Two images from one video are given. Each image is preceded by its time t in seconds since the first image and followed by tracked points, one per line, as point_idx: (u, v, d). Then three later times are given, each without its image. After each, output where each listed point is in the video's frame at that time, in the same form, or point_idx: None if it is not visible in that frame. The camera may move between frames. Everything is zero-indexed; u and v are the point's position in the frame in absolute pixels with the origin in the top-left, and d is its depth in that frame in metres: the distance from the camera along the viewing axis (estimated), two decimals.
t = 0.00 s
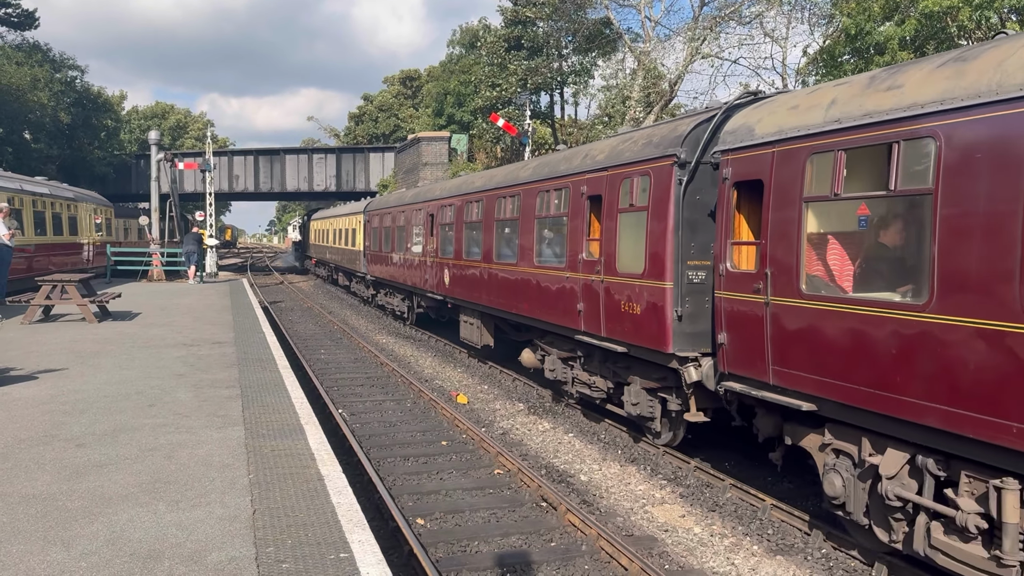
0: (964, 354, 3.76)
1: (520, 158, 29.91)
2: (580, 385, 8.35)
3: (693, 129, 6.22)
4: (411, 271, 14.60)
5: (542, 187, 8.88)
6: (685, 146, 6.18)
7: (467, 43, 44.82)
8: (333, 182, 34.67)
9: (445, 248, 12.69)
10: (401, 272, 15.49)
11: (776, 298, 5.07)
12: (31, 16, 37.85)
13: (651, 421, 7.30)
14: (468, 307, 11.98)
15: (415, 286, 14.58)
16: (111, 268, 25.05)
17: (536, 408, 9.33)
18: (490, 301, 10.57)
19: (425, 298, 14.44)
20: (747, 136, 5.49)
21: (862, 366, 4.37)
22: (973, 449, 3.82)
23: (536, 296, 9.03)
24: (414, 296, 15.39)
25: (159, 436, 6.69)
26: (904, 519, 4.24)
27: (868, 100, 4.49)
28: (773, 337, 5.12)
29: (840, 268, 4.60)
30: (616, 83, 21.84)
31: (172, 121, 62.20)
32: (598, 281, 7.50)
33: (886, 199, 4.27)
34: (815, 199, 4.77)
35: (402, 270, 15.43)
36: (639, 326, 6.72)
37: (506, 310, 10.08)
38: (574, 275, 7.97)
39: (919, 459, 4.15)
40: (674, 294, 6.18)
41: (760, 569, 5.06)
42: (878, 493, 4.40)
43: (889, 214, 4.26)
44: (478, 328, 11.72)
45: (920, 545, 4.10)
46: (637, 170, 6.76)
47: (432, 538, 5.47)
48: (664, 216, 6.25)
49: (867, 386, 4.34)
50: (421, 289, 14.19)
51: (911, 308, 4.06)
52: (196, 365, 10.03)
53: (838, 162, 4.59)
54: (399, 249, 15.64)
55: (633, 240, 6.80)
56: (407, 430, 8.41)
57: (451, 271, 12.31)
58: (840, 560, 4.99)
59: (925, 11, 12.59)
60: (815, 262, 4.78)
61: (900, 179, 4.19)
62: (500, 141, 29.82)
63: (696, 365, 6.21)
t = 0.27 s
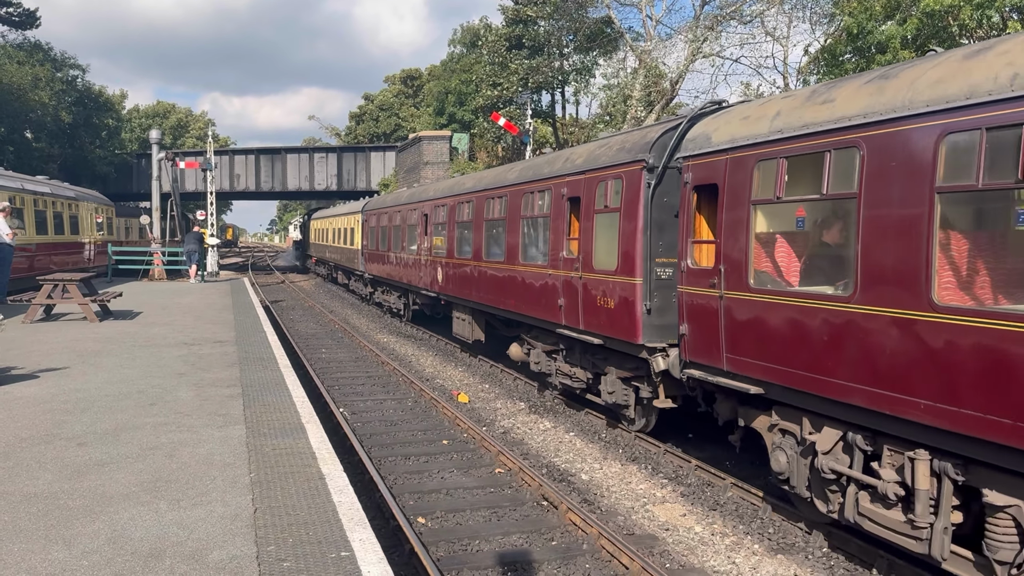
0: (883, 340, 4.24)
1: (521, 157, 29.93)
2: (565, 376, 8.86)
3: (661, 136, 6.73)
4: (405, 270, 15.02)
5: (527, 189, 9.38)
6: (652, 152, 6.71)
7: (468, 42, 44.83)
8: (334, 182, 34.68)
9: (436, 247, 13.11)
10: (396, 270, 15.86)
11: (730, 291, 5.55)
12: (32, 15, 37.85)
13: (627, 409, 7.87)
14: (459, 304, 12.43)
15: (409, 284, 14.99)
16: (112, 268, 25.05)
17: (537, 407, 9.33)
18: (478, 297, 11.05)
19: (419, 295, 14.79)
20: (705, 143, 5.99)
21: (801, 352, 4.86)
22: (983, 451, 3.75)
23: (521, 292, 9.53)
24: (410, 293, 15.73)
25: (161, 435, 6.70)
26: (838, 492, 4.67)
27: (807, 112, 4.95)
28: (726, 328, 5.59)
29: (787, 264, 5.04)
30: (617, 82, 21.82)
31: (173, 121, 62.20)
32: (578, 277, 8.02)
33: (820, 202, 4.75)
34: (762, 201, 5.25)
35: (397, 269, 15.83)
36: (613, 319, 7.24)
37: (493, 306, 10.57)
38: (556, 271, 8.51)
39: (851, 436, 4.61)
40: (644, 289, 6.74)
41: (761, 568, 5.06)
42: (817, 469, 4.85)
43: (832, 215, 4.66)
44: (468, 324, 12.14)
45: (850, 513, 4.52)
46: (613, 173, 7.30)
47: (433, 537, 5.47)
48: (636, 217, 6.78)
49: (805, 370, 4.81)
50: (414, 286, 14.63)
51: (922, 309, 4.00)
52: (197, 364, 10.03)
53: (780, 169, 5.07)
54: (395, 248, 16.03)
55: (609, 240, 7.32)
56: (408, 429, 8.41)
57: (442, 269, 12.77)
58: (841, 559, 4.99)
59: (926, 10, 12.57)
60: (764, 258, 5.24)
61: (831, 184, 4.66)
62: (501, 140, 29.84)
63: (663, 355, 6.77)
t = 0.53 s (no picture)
0: (817, 328, 4.76)
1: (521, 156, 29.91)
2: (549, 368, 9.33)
3: (633, 142, 7.26)
4: (403, 268, 15.52)
5: (514, 192, 9.92)
6: (625, 158, 7.28)
7: (469, 42, 44.80)
8: (335, 181, 34.67)
9: (430, 246, 13.62)
10: (394, 269, 16.29)
11: (689, 286, 6.05)
12: (33, 15, 37.88)
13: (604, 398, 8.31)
14: (452, 301, 12.91)
15: (406, 282, 15.44)
16: (113, 267, 25.04)
17: (537, 406, 9.32)
18: (469, 294, 11.60)
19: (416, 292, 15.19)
20: (670, 150, 6.49)
21: (748, 340, 5.39)
22: (994, 453, 3.76)
23: (507, 289, 10.07)
24: (409, 291, 16.10)
25: (161, 434, 6.70)
26: (783, 468, 5.25)
27: (755, 123, 5.45)
28: (686, 319, 6.10)
29: (742, 262, 5.51)
30: (618, 81, 21.80)
31: (174, 120, 62.20)
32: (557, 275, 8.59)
33: (765, 205, 5.26)
34: (716, 203, 5.76)
35: (395, 267, 16.30)
36: (589, 313, 7.77)
37: (482, 302, 11.10)
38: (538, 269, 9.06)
39: (791, 417, 5.17)
40: (617, 285, 7.28)
41: (761, 567, 5.06)
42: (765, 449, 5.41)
43: (775, 217, 5.18)
44: (460, 321, 12.62)
45: (792, 487, 5.07)
46: (589, 178, 7.85)
47: (434, 536, 5.47)
48: (610, 218, 7.32)
49: (753, 357, 5.32)
50: (411, 284, 15.13)
51: (931, 308, 3.97)
52: (198, 363, 10.04)
53: (732, 174, 5.58)
54: (393, 248, 16.49)
55: (586, 239, 7.86)
56: (408, 429, 8.40)
57: (436, 268, 13.30)
58: (841, 558, 5.00)
59: (928, 9, 12.55)
60: (721, 256, 5.72)
61: (774, 188, 5.17)
62: (502, 139, 29.84)
63: (635, 346, 7.29)
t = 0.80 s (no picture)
0: (762, 318, 5.25)
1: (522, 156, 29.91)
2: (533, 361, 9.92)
3: (607, 148, 7.78)
4: (398, 266, 15.96)
5: (502, 193, 10.44)
6: (600, 162, 7.82)
7: (470, 42, 44.78)
8: (336, 181, 34.67)
9: (424, 245, 14.06)
10: (391, 267, 16.64)
11: (655, 281, 6.54)
12: (34, 15, 37.89)
13: (583, 388, 8.90)
14: (445, 298, 13.37)
15: (401, 280, 15.80)
16: (114, 267, 25.03)
17: (538, 407, 9.33)
18: (460, 291, 12.11)
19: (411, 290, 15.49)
20: (638, 155, 6.98)
21: (704, 330, 5.89)
22: (992, 452, 3.74)
23: (496, 286, 10.61)
24: (405, 290, 16.37)
25: (162, 434, 6.71)
26: (736, 448, 5.69)
27: (711, 133, 5.93)
28: (653, 312, 6.61)
29: (704, 260, 5.94)
30: (618, 81, 21.79)
31: (175, 120, 62.19)
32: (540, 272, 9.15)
33: (720, 207, 5.73)
34: (677, 205, 6.25)
35: (390, 266, 16.70)
36: (568, 308, 8.33)
37: (473, 298, 11.61)
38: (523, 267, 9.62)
39: (742, 401, 5.66)
40: (593, 282, 7.83)
41: (761, 567, 5.07)
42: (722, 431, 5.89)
43: (726, 217, 5.68)
44: (454, 317, 13.07)
45: (744, 465, 5.56)
46: (569, 181, 8.40)
47: (435, 536, 5.48)
48: (587, 220, 7.86)
49: (709, 347, 5.80)
50: (405, 282, 15.56)
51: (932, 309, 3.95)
52: (199, 363, 10.04)
53: (691, 179, 6.08)
54: (389, 246, 16.87)
55: (567, 239, 8.40)
56: (409, 428, 8.40)
57: (428, 266, 13.78)
58: (841, 558, 4.99)
59: (929, 9, 12.55)
60: (683, 254, 6.19)
61: (725, 192, 5.66)
62: (503, 139, 29.85)
63: (610, 338, 7.86)
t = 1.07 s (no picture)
0: (715, 312, 5.77)
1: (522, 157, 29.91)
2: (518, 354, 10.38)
3: (586, 153, 8.25)
4: (392, 265, 16.22)
5: (489, 195, 10.82)
6: (578, 167, 8.29)
7: (470, 42, 44.77)
8: (336, 181, 34.66)
9: (417, 245, 14.35)
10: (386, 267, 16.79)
11: (627, 278, 7.05)
12: (34, 15, 37.90)
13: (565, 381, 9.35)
14: (437, 296, 13.68)
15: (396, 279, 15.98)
16: (114, 267, 25.02)
17: (538, 407, 9.34)
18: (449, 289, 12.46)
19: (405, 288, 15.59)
20: (613, 161, 7.48)
21: (666, 323, 6.42)
22: (986, 452, 3.78)
23: (483, 284, 11.01)
24: (400, 288, 16.46)
25: (163, 433, 6.71)
26: (697, 431, 6.24)
27: (674, 141, 6.45)
28: (623, 307, 7.16)
29: (670, 259, 6.43)
30: (619, 81, 21.79)
31: (175, 120, 62.19)
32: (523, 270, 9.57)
33: (680, 210, 6.23)
34: (645, 209, 6.78)
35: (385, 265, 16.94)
36: (549, 303, 8.76)
37: (462, 296, 11.97)
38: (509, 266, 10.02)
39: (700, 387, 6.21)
40: (571, 279, 8.26)
41: (761, 568, 5.07)
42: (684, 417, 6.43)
43: (685, 220, 6.19)
44: (446, 314, 13.34)
45: (703, 446, 6.11)
46: (550, 184, 8.83)
47: (434, 536, 5.48)
48: (566, 221, 8.33)
49: (673, 339, 6.31)
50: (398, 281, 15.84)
51: (930, 308, 3.95)
52: (199, 363, 10.04)
53: (656, 184, 6.60)
54: (384, 246, 17.05)
55: (548, 239, 8.83)
56: (409, 429, 8.41)
57: (420, 265, 14.11)
58: (841, 558, 4.99)
59: (929, 10, 12.56)
60: (650, 252, 6.71)
61: (685, 196, 6.16)
62: (503, 139, 29.86)
63: (588, 332, 8.31)
